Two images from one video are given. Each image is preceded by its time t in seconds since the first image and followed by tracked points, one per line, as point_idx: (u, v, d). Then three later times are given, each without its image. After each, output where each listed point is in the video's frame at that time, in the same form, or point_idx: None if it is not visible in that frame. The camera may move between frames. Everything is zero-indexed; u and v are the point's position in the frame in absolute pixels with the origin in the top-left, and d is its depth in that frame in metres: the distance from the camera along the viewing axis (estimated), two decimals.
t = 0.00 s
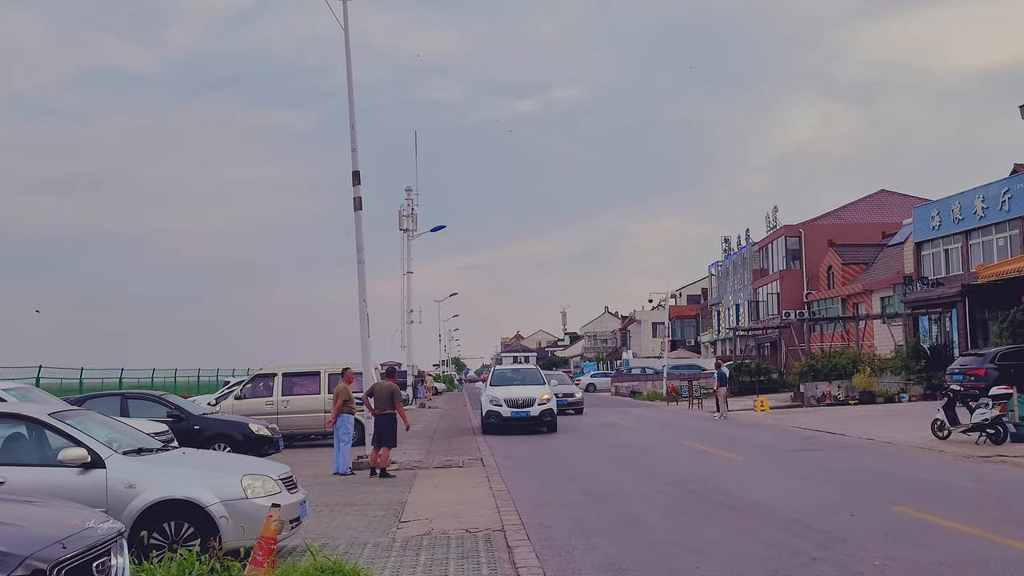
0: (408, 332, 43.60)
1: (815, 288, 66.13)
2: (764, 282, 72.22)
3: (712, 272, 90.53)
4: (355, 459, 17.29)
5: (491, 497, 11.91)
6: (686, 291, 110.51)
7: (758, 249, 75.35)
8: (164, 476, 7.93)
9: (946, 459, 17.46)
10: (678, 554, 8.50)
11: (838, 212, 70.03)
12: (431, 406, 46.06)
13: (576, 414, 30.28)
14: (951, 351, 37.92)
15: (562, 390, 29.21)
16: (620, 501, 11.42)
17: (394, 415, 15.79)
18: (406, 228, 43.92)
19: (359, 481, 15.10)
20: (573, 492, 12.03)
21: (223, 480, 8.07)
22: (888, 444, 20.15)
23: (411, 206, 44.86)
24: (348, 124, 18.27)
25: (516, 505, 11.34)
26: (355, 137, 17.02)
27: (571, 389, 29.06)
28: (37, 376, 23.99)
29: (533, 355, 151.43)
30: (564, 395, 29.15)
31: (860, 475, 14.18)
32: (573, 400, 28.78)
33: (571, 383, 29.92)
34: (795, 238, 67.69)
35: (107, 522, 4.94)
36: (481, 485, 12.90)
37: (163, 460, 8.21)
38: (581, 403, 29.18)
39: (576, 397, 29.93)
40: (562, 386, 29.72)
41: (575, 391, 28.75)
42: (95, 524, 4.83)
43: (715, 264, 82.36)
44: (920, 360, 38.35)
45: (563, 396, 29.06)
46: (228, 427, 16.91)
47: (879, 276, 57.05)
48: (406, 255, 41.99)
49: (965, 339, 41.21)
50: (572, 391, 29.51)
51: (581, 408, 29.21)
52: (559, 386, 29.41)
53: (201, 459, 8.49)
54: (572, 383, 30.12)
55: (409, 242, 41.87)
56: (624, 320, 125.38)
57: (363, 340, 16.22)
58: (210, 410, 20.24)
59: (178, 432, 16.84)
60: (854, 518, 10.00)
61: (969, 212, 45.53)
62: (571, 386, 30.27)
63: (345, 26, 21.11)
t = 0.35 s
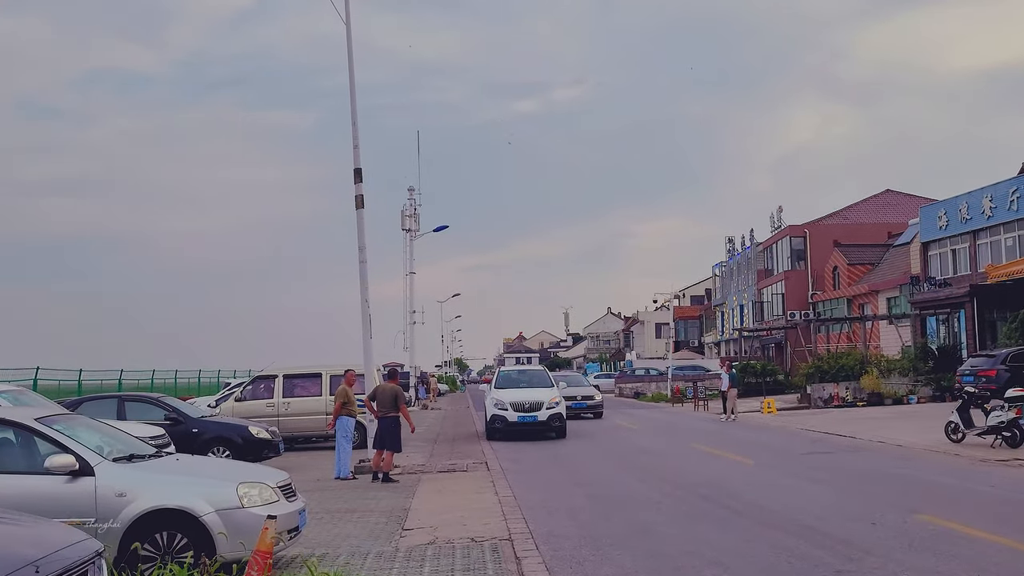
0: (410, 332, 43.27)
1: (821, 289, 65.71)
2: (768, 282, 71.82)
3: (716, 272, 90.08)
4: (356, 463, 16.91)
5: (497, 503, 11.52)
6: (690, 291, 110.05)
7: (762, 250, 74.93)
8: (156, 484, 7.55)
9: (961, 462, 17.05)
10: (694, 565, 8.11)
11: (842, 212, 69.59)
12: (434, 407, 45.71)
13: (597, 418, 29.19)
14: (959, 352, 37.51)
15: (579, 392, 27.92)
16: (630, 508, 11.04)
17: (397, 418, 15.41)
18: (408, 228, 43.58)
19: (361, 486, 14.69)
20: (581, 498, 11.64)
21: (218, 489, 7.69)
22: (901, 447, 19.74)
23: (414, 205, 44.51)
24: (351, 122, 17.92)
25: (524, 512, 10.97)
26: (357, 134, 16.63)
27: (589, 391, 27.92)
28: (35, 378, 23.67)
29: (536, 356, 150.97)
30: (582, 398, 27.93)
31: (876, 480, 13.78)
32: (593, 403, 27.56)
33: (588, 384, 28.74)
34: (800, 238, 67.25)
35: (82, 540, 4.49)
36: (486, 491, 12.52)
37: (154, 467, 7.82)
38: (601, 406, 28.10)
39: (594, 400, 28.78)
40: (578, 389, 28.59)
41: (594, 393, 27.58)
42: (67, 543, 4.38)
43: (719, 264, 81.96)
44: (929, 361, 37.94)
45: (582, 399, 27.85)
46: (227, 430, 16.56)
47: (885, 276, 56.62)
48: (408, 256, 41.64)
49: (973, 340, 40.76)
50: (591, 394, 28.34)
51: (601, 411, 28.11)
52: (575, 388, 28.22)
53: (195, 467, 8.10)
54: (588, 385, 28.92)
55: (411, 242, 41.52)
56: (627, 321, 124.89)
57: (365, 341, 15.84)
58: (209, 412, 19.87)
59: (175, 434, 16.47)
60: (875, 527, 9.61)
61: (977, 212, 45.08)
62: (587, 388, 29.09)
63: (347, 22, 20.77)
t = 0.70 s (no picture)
0: (411, 331, 42.93)
1: (824, 288, 65.34)
2: (771, 281, 71.45)
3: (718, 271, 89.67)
4: (356, 463, 16.54)
5: (500, 505, 11.13)
6: (692, 290, 109.59)
7: (764, 248, 74.54)
8: (143, 485, 7.18)
9: (975, 462, 16.67)
10: (709, 571, 7.74)
11: (846, 210, 69.19)
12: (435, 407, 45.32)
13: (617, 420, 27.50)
14: (966, 350, 37.13)
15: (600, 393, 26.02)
16: (642, 511, 10.64)
17: (397, 417, 15.03)
18: (409, 226, 43.21)
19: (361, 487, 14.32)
20: (589, 501, 11.26)
21: (209, 490, 7.32)
22: (911, 447, 19.36)
23: (414, 203, 44.14)
24: (350, 115, 17.55)
25: (529, 514, 10.59)
26: (356, 127, 16.25)
27: (610, 391, 26.07)
28: (30, 377, 23.29)
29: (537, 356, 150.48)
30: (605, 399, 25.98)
31: (892, 481, 13.41)
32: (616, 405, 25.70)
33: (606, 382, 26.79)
34: (803, 237, 66.86)
35: (51, 548, 4.16)
36: (489, 492, 12.14)
37: (142, 468, 7.43)
38: (623, 406, 26.25)
39: (615, 399, 26.95)
40: (596, 390, 26.63)
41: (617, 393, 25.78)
42: (37, 551, 4.03)
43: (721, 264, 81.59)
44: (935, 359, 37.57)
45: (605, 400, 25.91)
46: (223, 429, 16.19)
47: (889, 274, 56.26)
48: (409, 255, 41.25)
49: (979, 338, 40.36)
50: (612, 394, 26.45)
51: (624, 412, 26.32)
52: (594, 390, 26.29)
53: (184, 467, 7.72)
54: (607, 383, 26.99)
55: (412, 240, 41.16)
56: (629, 320, 124.40)
57: (364, 338, 15.46)
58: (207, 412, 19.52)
59: (171, 434, 16.11)
60: (896, 530, 9.25)
61: (982, 209, 44.68)
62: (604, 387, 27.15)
63: (347, 14, 20.41)
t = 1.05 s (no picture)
0: (411, 332, 42.55)
1: (826, 288, 65.03)
2: (772, 282, 71.12)
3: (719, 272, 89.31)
4: (355, 466, 16.18)
5: (503, 511, 10.80)
6: (693, 291, 109.29)
7: (766, 249, 74.23)
8: (131, 493, 6.81)
9: (987, 465, 16.31)
10: None
11: (847, 210, 68.87)
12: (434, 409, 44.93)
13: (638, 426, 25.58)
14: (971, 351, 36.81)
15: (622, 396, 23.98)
16: (650, 517, 10.28)
17: (396, 419, 14.64)
18: (409, 226, 42.85)
19: (360, 491, 13.95)
20: (595, 506, 10.92)
21: (199, 497, 6.95)
22: (921, 449, 19.00)
23: (414, 203, 43.79)
24: (348, 111, 17.17)
25: (534, 521, 10.23)
26: (355, 123, 15.88)
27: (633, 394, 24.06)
28: (25, 378, 22.92)
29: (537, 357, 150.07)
30: (627, 403, 23.96)
31: (906, 485, 13.04)
32: (639, 409, 23.70)
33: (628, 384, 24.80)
34: (805, 237, 66.48)
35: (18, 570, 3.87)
36: (491, 497, 11.80)
37: (128, 475, 7.06)
38: (646, 411, 24.23)
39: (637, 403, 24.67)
40: (617, 393, 24.47)
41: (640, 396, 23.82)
42: (1, 573, 3.72)
43: (722, 264, 81.27)
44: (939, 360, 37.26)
45: (628, 404, 23.89)
46: (220, 431, 15.84)
47: (892, 275, 55.95)
48: (409, 254, 40.91)
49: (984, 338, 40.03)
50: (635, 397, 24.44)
51: (647, 417, 24.31)
52: (615, 392, 24.27)
53: (173, 474, 7.34)
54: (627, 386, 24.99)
55: (412, 239, 40.81)
56: (629, 321, 124.06)
57: (363, 337, 15.07)
58: (203, 414, 19.17)
59: (166, 436, 15.70)
60: (916, 537, 8.92)
61: (987, 209, 44.33)
62: (625, 388, 25.13)
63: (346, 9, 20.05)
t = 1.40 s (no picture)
0: (415, 332, 42.16)
1: (832, 288, 64.61)
2: (777, 281, 70.68)
3: (723, 271, 88.83)
4: (358, 469, 15.80)
5: (512, 516, 10.43)
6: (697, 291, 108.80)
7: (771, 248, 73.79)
8: (124, 500, 6.45)
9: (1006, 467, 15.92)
10: None
11: (853, 209, 68.45)
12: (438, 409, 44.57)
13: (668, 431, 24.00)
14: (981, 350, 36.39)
15: (653, 398, 22.38)
16: (666, 524, 9.89)
17: (400, 420, 14.25)
18: (412, 225, 42.46)
19: (364, 494, 13.57)
20: (608, 511, 10.55)
21: (195, 504, 6.58)
22: (937, 451, 18.61)
23: (418, 202, 43.40)
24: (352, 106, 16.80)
25: (545, 527, 9.86)
26: (359, 117, 15.52)
27: (664, 397, 22.48)
28: (23, 379, 22.59)
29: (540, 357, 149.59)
30: (658, 406, 22.36)
31: (926, 489, 12.67)
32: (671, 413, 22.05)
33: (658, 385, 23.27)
34: (810, 236, 66.01)
35: None
36: (499, 501, 11.44)
37: (121, 481, 6.68)
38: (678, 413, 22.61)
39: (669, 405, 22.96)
40: (647, 395, 22.81)
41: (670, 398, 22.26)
42: None
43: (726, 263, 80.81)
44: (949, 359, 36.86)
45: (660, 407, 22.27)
46: (220, 433, 15.47)
47: (899, 274, 55.52)
48: (412, 254, 40.58)
49: (994, 338, 39.60)
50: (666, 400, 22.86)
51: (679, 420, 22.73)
52: (644, 394, 22.70)
53: (167, 480, 6.96)
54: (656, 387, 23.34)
55: (415, 239, 40.43)
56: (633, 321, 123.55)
57: (368, 337, 14.69)
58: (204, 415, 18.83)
59: (165, 438, 15.35)
60: (945, 545, 8.55)
61: (996, 208, 43.89)
62: (655, 390, 23.54)
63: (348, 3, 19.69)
